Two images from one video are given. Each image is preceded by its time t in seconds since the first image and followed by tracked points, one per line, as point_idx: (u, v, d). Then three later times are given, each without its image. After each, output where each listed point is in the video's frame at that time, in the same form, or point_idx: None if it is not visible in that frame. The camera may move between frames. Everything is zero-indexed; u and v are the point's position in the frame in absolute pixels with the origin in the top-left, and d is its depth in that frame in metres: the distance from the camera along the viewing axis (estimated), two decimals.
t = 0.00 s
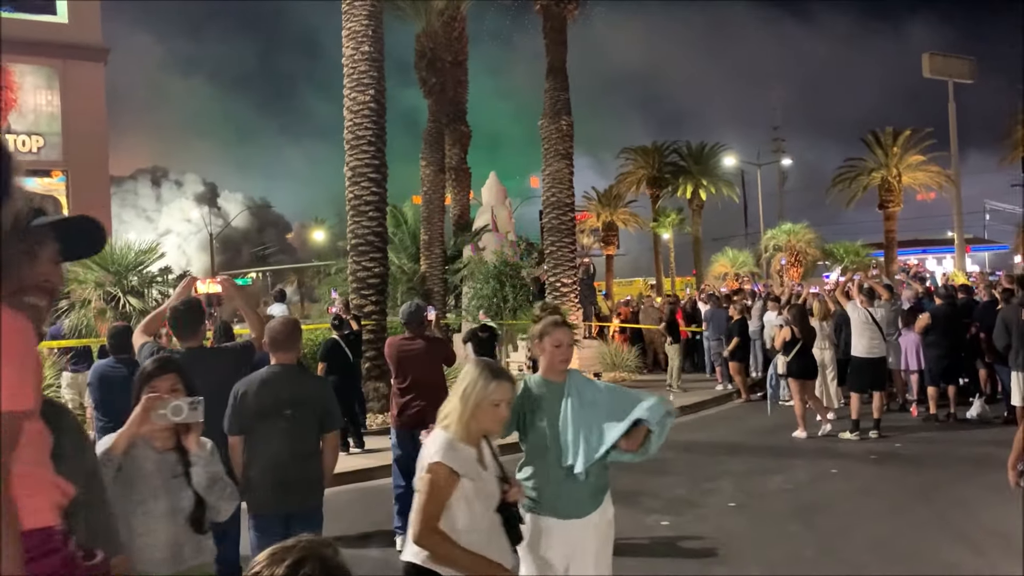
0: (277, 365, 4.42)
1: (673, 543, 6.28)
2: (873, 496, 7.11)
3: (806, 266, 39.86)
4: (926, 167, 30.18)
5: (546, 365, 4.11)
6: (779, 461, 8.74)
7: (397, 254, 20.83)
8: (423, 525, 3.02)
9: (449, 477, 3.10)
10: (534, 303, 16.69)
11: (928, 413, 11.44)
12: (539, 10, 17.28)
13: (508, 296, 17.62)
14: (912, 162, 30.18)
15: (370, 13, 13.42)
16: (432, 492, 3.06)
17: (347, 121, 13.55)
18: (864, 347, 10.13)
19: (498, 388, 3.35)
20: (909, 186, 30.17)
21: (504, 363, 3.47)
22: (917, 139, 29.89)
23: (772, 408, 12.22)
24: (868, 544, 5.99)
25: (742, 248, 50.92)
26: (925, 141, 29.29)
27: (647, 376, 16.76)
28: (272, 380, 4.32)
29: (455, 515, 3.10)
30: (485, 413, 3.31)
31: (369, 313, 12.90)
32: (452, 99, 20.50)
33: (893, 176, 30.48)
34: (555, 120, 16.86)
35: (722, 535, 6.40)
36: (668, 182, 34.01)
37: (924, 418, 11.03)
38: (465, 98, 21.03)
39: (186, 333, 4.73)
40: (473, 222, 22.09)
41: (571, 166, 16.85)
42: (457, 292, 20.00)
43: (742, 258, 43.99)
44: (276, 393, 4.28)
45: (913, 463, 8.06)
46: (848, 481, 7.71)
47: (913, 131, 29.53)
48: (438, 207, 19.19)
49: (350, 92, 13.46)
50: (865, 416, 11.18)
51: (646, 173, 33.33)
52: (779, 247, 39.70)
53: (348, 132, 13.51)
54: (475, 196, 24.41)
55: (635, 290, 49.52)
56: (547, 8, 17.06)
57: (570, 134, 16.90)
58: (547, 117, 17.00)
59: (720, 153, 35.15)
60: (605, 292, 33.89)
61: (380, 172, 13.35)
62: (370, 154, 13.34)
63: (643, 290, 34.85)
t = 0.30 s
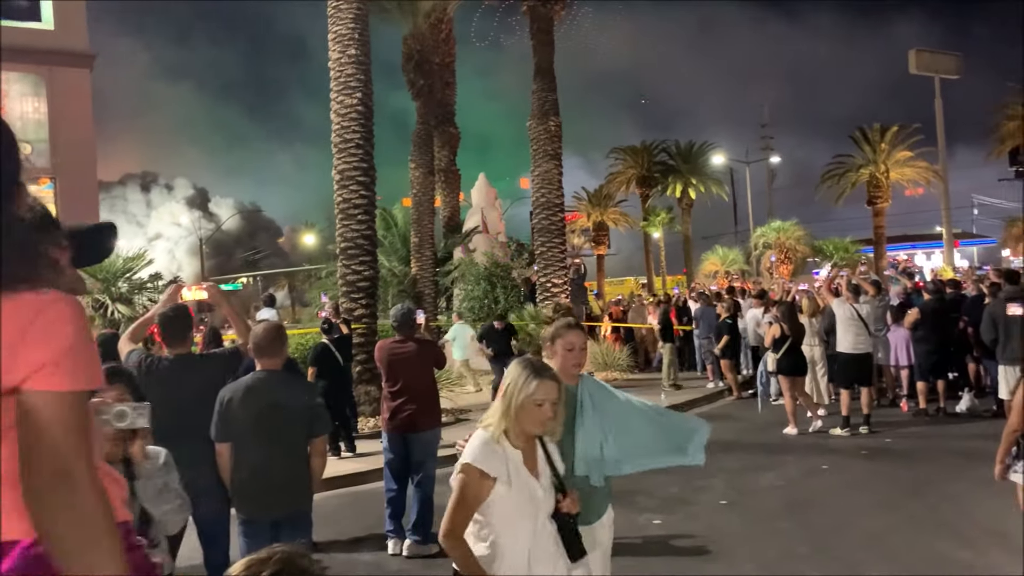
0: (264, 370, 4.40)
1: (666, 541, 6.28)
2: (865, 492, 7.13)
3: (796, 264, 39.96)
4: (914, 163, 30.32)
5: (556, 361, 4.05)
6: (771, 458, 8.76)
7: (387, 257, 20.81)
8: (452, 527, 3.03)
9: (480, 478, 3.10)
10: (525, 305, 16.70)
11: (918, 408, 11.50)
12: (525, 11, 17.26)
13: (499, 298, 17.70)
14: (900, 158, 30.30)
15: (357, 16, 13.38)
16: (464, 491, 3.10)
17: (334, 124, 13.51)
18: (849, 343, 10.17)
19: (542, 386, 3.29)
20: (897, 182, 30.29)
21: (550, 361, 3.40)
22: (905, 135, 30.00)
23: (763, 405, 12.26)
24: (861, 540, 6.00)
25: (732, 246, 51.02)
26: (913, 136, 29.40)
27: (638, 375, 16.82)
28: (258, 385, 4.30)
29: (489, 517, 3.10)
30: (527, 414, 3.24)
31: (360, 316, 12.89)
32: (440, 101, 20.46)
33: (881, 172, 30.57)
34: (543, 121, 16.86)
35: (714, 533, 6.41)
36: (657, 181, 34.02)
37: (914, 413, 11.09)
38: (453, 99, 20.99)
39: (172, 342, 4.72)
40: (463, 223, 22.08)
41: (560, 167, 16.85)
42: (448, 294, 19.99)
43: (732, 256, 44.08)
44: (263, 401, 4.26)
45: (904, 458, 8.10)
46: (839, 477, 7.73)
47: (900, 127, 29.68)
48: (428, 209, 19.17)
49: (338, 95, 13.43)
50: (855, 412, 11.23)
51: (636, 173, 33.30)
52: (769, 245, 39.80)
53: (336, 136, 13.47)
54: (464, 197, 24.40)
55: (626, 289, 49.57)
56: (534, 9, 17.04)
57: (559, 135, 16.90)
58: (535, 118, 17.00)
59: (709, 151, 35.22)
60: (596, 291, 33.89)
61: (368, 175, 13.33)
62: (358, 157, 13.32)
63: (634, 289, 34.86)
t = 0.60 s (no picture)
0: (248, 373, 4.36)
1: (653, 541, 6.28)
2: (851, 490, 7.14)
3: (780, 263, 40.15)
4: (896, 163, 30.56)
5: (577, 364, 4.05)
6: (757, 457, 8.77)
7: (372, 258, 20.72)
8: (470, 539, 2.99)
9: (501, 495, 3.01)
10: (511, 305, 16.69)
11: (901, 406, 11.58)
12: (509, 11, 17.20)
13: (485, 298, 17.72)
14: (882, 157, 30.56)
15: (340, 16, 13.32)
16: (486, 504, 3.03)
17: (317, 125, 13.42)
18: (830, 341, 10.26)
19: (573, 388, 3.12)
20: (880, 181, 30.52)
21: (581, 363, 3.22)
22: (886, 135, 30.24)
23: (748, 404, 12.30)
24: (848, 538, 6.01)
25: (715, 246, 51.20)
26: (895, 136, 29.64)
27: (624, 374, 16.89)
28: (240, 388, 4.27)
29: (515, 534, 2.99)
30: (558, 422, 3.07)
31: (345, 318, 12.83)
32: (424, 102, 20.39)
33: (864, 172, 30.78)
34: (528, 121, 16.83)
35: (702, 533, 6.41)
36: (642, 181, 34.06)
37: (898, 411, 11.16)
38: (437, 100, 20.92)
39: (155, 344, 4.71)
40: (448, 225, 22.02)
41: (544, 168, 16.82)
42: (433, 295, 19.92)
43: (716, 256, 44.23)
44: (246, 403, 4.24)
45: (889, 456, 8.14)
46: (825, 475, 7.76)
47: (882, 128, 29.91)
48: (413, 210, 19.11)
49: (321, 96, 13.35)
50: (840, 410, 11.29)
51: (621, 173, 33.25)
52: (753, 245, 39.99)
53: (319, 136, 13.38)
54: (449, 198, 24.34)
55: (611, 289, 49.63)
56: (518, 9, 16.99)
57: (543, 135, 16.88)
58: (520, 118, 16.95)
59: (693, 151, 35.33)
60: (582, 292, 33.89)
61: (352, 175, 13.26)
62: (342, 158, 13.25)
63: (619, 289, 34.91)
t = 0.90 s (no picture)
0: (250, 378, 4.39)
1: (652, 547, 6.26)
2: (848, 495, 7.15)
3: (769, 268, 40.33)
4: (885, 169, 30.77)
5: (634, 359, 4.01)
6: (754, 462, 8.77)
7: (364, 262, 20.72)
8: (548, 558, 2.74)
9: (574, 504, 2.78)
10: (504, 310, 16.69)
11: (893, 411, 11.64)
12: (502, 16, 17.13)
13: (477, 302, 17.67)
14: (871, 164, 30.77)
15: (333, 20, 13.30)
16: (558, 517, 2.79)
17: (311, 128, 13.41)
18: (821, 348, 10.29)
19: (630, 384, 3.06)
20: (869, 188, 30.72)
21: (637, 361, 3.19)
22: (876, 142, 30.46)
23: (741, 410, 12.33)
24: (847, 543, 6.02)
25: (705, 251, 51.36)
26: (884, 144, 29.86)
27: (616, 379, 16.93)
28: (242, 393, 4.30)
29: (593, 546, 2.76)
30: (623, 420, 2.97)
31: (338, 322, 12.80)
32: (416, 106, 20.37)
33: (853, 179, 30.98)
34: (521, 126, 16.85)
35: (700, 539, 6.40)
36: (632, 187, 34.13)
37: (890, 417, 11.21)
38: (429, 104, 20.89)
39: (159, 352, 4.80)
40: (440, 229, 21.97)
41: (537, 172, 16.81)
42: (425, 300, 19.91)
43: (705, 261, 44.38)
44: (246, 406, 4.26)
45: (885, 462, 8.16)
46: (822, 481, 7.76)
47: (871, 135, 30.11)
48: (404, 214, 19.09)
49: (314, 100, 13.33)
50: (833, 416, 11.34)
51: (612, 178, 33.23)
52: (742, 251, 40.15)
53: (313, 140, 13.37)
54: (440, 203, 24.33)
55: (601, 294, 49.73)
56: (511, 13, 16.93)
57: (536, 141, 16.90)
58: (513, 124, 16.98)
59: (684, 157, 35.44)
60: (572, 296, 33.91)
61: (345, 179, 13.25)
62: (335, 162, 13.24)
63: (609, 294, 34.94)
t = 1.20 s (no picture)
0: (281, 393, 4.60)
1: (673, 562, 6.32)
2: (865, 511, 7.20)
3: (779, 283, 40.30)
4: (896, 185, 30.78)
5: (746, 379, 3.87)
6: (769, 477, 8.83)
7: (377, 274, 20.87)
8: None
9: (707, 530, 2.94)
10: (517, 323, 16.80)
11: (908, 428, 11.65)
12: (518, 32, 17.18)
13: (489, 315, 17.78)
14: (882, 180, 30.83)
15: (354, 34, 13.33)
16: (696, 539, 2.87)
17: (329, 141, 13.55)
18: (835, 364, 10.33)
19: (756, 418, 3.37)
20: (880, 203, 30.74)
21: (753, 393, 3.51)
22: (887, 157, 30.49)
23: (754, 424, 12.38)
24: (867, 558, 6.06)
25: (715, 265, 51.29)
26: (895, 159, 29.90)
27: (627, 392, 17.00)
28: (274, 406, 4.53)
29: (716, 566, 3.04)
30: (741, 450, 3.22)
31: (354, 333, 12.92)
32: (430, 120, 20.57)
33: (864, 194, 31.02)
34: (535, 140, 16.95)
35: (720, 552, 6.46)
36: (642, 200, 34.23)
37: (904, 434, 11.23)
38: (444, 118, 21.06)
39: (196, 360, 5.20)
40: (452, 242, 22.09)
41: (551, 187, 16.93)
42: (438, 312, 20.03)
43: (716, 274, 44.37)
44: (278, 419, 4.50)
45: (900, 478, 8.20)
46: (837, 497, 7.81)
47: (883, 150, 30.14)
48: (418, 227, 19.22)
49: (332, 114, 13.47)
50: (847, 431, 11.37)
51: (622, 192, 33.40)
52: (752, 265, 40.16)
53: (331, 153, 13.52)
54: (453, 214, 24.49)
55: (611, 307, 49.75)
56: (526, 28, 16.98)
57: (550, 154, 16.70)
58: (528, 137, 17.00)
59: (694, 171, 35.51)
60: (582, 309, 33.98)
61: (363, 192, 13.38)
62: (354, 175, 13.39)
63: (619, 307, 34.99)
